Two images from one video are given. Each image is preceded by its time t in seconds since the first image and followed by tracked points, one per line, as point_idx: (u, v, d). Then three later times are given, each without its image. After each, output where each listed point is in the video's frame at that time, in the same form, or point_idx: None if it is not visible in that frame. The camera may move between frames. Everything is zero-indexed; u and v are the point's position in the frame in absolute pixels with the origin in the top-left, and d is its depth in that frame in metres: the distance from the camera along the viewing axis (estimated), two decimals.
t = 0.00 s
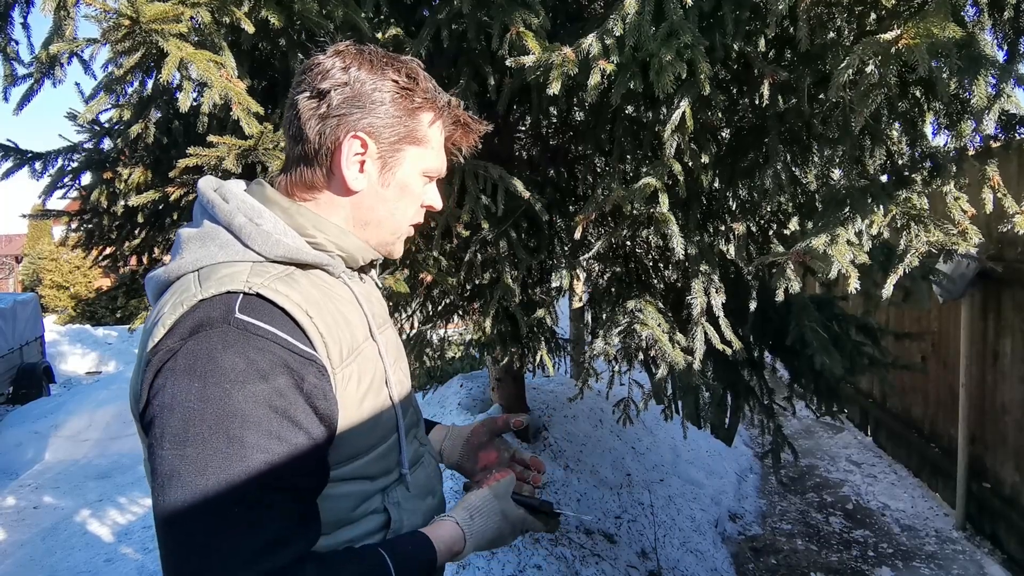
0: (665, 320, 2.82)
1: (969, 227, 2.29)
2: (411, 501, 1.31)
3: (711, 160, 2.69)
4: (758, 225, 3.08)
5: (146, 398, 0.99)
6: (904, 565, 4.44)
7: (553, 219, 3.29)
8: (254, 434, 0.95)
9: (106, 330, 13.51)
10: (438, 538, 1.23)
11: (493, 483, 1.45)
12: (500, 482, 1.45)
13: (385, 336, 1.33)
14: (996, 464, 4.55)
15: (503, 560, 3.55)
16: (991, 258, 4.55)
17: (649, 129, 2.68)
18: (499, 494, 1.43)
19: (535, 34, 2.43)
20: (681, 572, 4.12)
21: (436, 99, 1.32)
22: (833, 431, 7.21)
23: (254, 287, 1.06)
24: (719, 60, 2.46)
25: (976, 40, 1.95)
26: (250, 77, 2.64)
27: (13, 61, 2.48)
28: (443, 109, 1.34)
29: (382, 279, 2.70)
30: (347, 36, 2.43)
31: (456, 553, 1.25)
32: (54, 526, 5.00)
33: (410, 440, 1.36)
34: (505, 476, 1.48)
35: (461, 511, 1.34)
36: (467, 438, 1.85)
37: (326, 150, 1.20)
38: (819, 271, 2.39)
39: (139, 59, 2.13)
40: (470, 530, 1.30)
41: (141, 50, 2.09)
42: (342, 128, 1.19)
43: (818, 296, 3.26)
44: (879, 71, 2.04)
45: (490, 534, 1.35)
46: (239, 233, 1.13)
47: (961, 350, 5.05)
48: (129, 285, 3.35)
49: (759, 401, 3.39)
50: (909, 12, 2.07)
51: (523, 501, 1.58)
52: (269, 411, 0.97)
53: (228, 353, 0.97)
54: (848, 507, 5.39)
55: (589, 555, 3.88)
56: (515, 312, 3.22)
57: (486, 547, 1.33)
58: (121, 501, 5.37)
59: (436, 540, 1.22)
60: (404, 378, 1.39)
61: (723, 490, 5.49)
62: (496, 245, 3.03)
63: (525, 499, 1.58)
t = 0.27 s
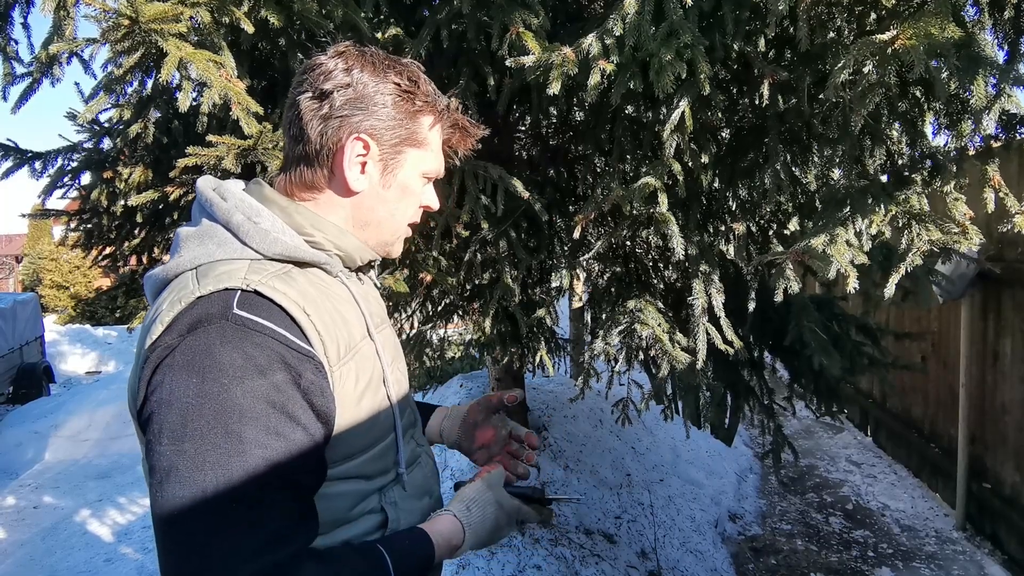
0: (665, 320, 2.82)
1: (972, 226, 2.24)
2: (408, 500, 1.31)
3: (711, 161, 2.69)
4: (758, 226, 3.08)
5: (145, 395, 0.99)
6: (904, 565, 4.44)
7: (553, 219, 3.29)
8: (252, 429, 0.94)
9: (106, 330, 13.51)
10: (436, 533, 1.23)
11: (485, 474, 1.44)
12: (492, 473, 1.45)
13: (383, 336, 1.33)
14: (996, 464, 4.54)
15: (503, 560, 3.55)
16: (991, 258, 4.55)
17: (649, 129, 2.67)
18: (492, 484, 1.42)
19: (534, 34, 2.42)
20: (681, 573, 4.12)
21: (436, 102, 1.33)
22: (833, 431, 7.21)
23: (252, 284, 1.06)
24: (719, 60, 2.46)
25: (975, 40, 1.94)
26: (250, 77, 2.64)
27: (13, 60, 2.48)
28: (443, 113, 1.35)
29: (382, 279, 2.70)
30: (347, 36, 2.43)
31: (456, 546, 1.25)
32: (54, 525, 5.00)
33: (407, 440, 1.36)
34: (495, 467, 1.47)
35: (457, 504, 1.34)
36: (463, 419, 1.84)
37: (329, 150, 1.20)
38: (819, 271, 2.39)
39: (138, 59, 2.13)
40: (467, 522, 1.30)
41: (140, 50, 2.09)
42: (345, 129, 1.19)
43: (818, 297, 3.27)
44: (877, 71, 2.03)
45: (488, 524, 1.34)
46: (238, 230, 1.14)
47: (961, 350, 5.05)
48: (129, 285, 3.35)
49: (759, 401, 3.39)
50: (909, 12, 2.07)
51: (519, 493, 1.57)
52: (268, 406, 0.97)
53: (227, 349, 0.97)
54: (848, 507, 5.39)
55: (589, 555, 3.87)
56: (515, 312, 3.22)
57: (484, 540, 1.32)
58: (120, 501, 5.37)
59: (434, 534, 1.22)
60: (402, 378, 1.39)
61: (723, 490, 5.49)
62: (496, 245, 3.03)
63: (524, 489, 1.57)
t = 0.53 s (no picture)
0: (664, 320, 2.82)
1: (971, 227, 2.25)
2: (402, 496, 1.30)
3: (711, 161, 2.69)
4: (758, 226, 3.07)
5: (141, 385, 0.99)
6: (904, 565, 4.44)
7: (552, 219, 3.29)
8: (249, 412, 0.95)
9: (106, 330, 13.51)
10: (431, 514, 1.23)
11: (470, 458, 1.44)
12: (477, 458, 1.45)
13: (376, 331, 1.33)
14: (996, 465, 4.54)
15: (503, 560, 3.55)
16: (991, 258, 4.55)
17: (649, 129, 2.67)
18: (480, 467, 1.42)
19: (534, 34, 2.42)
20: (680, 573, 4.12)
21: (425, 99, 1.33)
22: (832, 432, 7.21)
23: (243, 273, 1.06)
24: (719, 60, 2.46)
25: (976, 40, 1.93)
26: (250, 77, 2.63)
27: (12, 60, 2.48)
28: (431, 110, 1.35)
29: (382, 278, 2.70)
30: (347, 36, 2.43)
31: (450, 527, 1.25)
32: (53, 525, 5.00)
33: (403, 438, 1.35)
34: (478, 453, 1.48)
35: (449, 485, 1.33)
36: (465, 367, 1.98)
37: (318, 146, 1.19)
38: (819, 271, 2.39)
39: (138, 59, 2.13)
40: (461, 502, 1.30)
41: (140, 50, 2.09)
42: (333, 125, 1.18)
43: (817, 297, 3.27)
44: (877, 72, 2.03)
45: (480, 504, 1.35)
46: (229, 223, 1.14)
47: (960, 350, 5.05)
48: (129, 285, 3.35)
49: (759, 401, 3.39)
50: (909, 12, 2.07)
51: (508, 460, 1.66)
52: (263, 389, 0.97)
53: (221, 333, 0.97)
54: (847, 507, 5.39)
55: (588, 555, 3.87)
56: (515, 312, 3.22)
57: (474, 524, 1.32)
58: (120, 501, 5.37)
59: (429, 516, 1.22)
60: (399, 375, 1.39)
61: (723, 490, 5.49)
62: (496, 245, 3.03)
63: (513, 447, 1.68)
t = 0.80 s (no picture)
0: (664, 321, 2.82)
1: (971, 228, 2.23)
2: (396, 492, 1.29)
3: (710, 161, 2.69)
4: (758, 226, 3.08)
5: (131, 380, 0.99)
6: (903, 565, 4.44)
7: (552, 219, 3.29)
8: (237, 396, 0.95)
9: (106, 330, 13.51)
10: (428, 473, 1.22)
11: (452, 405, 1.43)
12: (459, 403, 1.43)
13: (366, 327, 1.32)
14: (996, 465, 4.55)
15: (503, 560, 3.55)
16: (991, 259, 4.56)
17: (649, 129, 2.68)
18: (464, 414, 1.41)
19: (534, 34, 2.42)
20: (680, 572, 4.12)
21: (405, 91, 1.33)
22: (833, 432, 7.21)
23: (226, 265, 1.06)
24: (719, 60, 2.46)
25: (976, 40, 1.94)
26: (250, 77, 2.63)
27: (12, 60, 2.48)
28: (413, 102, 1.35)
29: (381, 278, 2.70)
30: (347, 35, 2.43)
31: (450, 482, 1.25)
32: (53, 525, 5.00)
33: (396, 435, 1.34)
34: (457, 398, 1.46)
35: (439, 441, 1.32)
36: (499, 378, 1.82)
37: (297, 144, 1.21)
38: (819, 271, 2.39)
39: (139, 58, 2.13)
40: (455, 455, 1.30)
41: (141, 50, 2.09)
42: (312, 121, 1.19)
43: (817, 297, 3.27)
44: (878, 72, 2.03)
45: (472, 453, 1.34)
46: (214, 219, 1.15)
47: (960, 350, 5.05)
48: (129, 284, 3.35)
49: (759, 401, 3.40)
50: (909, 13, 2.07)
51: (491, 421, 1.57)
52: (250, 373, 0.97)
53: (205, 321, 0.97)
54: (847, 507, 5.39)
55: (588, 555, 3.87)
56: (515, 312, 3.22)
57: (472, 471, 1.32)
58: (120, 501, 5.37)
59: (426, 475, 1.21)
60: (391, 371, 1.38)
61: (722, 490, 5.49)
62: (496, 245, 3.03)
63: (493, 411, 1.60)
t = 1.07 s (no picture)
0: (664, 321, 2.82)
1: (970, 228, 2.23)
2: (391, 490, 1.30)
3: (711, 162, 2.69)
4: (758, 226, 3.08)
5: (118, 385, 1.01)
6: (903, 565, 4.45)
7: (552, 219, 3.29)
8: (217, 405, 0.95)
9: (106, 330, 13.51)
10: (416, 491, 1.19)
11: (459, 413, 1.37)
12: (466, 412, 1.37)
13: (358, 328, 1.32)
14: (996, 465, 4.55)
15: (503, 560, 3.55)
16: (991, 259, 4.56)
17: (649, 130, 2.68)
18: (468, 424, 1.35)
19: (535, 34, 2.42)
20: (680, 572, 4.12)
21: (399, 96, 1.33)
22: (833, 432, 7.21)
23: (213, 271, 1.07)
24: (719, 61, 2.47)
25: (976, 41, 1.94)
26: (251, 78, 2.64)
27: (13, 59, 2.48)
28: (407, 106, 1.35)
29: (381, 278, 2.71)
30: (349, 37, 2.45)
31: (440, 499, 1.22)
32: (54, 525, 5.00)
33: (392, 434, 1.34)
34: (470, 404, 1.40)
35: (436, 454, 1.28)
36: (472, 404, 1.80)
37: (291, 147, 1.21)
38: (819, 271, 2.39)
39: (140, 59, 2.14)
40: (450, 471, 1.26)
41: (142, 50, 2.09)
42: (306, 125, 1.20)
43: (818, 297, 3.28)
44: (877, 72, 2.04)
45: (471, 468, 1.30)
46: (204, 225, 1.17)
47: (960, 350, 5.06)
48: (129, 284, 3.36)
49: (759, 402, 3.40)
50: (909, 13, 2.07)
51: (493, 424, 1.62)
52: (231, 382, 0.97)
53: (188, 329, 0.98)
54: (847, 508, 5.40)
55: (588, 555, 3.87)
56: (515, 312, 3.22)
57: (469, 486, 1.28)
58: (120, 501, 5.38)
59: (414, 491, 1.18)
60: (386, 371, 1.38)
61: (722, 491, 5.50)
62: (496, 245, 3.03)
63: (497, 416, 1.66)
